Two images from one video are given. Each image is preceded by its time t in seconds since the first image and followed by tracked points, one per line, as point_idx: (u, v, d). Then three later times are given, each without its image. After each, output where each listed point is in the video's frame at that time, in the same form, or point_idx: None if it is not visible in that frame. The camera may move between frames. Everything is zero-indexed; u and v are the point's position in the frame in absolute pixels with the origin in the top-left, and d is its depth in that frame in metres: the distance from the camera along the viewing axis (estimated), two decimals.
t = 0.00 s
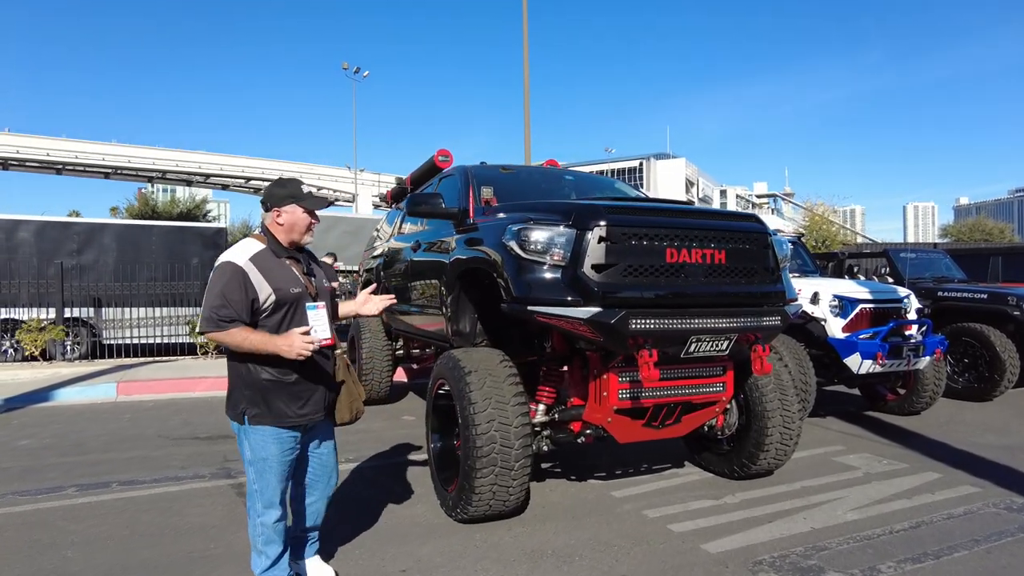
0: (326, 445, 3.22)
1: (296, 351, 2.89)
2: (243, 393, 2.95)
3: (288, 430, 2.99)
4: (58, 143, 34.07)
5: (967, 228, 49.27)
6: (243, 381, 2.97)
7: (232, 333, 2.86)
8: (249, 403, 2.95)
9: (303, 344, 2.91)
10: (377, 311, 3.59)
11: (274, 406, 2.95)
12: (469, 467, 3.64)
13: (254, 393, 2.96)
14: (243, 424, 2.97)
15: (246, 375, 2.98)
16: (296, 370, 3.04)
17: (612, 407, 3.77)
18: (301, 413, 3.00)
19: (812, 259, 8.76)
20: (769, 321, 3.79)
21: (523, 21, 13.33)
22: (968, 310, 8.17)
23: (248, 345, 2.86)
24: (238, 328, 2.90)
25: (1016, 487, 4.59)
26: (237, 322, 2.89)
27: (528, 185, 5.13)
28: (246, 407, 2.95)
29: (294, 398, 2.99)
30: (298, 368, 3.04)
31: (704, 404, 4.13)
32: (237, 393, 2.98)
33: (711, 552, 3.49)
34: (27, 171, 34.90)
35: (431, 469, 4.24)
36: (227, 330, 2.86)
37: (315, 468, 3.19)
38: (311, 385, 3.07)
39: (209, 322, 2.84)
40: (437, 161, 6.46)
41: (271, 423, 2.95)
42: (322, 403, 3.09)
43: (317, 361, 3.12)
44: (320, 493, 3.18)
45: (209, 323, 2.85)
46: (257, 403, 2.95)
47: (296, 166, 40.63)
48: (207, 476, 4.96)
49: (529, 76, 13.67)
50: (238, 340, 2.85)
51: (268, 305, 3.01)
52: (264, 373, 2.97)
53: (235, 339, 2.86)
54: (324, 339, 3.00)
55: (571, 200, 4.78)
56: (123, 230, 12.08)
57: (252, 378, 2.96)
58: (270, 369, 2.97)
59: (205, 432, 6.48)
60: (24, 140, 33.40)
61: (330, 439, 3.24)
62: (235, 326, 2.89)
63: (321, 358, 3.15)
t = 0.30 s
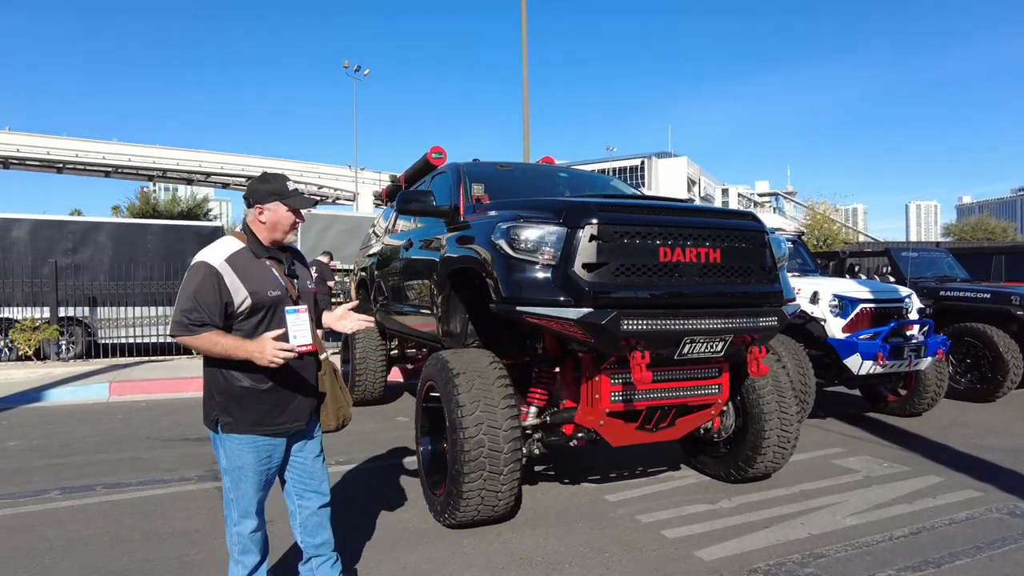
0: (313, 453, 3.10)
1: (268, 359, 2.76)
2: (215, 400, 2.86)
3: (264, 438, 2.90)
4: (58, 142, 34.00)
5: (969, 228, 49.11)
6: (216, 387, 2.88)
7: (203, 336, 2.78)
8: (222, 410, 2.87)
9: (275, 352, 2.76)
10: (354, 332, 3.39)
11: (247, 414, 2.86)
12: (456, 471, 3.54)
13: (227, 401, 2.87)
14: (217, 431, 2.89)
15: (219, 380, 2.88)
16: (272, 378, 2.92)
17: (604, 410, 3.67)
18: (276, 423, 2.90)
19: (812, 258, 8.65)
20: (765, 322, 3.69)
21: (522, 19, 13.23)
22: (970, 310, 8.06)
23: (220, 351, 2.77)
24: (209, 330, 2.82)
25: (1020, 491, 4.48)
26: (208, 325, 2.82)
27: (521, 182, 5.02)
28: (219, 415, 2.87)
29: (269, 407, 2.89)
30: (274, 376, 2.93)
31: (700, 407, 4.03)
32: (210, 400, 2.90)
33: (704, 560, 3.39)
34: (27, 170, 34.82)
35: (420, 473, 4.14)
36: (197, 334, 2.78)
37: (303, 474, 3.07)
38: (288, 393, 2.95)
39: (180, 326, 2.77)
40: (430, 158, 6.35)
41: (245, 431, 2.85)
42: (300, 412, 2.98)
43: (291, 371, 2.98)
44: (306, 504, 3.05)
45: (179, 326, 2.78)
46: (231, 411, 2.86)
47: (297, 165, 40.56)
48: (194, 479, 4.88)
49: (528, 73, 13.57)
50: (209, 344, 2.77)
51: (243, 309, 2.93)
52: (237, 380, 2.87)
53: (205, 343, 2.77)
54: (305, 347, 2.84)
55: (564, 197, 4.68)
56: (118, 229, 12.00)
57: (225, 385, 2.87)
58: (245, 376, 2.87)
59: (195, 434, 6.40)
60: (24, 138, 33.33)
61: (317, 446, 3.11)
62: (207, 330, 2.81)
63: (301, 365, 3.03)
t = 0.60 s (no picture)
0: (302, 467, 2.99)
1: (246, 361, 2.67)
2: (199, 402, 2.80)
3: (246, 445, 2.82)
4: (58, 142, 33.99)
5: (972, 227, 48.93)
6: (202, 389, 2.82)
7: (183, 334, 2.70)
8: (205, 414, 2.80)
9: (254, 355, 2.66)
10: (350, 338, 3.27)
11: (231, 417, 2.79)
12: (441, 475, 3.47)
13: (211, 404, 2.80)
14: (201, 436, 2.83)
15: (205, 382, 2.81)
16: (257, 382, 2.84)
17: (594, 413, 3.59)
18: (261, 428, 2.82)
19: (810, 257, 8.57)
20: (758, 322, 3.60)
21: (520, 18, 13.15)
22: (970, 310, 7.97)
23: (199, 350, 2.70)
24: (190, 328, 2.74)
25: (1021, 495, 4.39)
26: (189, 322, 2.73)
27: (512, 180, 4.94)
28: (204, 418, 2.80)
29: (254, 412, 2.80)
30: (261, 380, 2.85)
31: (692, 409, 3.94)
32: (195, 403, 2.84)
33: (696, 567, 3.31)
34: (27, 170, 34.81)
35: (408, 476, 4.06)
36: (178, 331, 2.70)
37: (291, 485, 2.97)
38: (274, 399, 2.87)
39: (161, 322, 2.69)
40: (422, 156, 6.27)
41: (228, 436, 2.78)
42: (285, 418, 2.88)
43: (281, 375, 2.89)
44: (292, 519, 2.93)
45: (162, 322, 2.72)
46: (215, 414, 2.79)
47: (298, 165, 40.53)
48: (180, 481, 4.80)
49: (526, 71, 13.48)
50: (190, 343, 2.70)
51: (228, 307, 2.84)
52: (223, 382, 2.80)
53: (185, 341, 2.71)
54: (294, 349, 2.81)
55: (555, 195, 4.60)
56: (114, 228, 11.95)
57: (211, 387, 2.80)
58: (230, 379, 2.80)
59: (185, 435, 6.32)
60: (24, 138, 33.33)
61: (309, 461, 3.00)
62: (189, 327, 2.74)
63: (290, 370, 2.93)
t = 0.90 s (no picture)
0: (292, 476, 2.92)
1: (231, 358, 2.61)
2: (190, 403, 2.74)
3: (235, 447, 2.74)
4: (63, 144, 34.17)
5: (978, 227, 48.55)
6: (192, 388, 2.76)
7: (170, 329, 2.64)
8: (195, 414, 2.74)
9: (239, 350, 2.61)
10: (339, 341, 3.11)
11: (221, 417, 2.72)
12: (416, 479, 3.41)
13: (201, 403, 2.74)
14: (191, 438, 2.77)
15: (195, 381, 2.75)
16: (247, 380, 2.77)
17: (572, 416, 3.53)
18: (251, 428, 2.74)
19: (807, 257, 8.48)
20: (739, 324, 3.53)
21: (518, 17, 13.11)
22: (970, 310, 7.86)
23: (186, 346, 2.63)
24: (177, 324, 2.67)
25: (1014, 500, 4.29)
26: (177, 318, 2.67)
27: (497, 179, 4.88)
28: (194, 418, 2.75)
29: (243, 411, 2.73)
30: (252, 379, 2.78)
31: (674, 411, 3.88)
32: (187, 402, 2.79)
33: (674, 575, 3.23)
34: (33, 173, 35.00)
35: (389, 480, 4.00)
36: (166, 327, 2.64)
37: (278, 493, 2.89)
38: (264, 398, 2.79)
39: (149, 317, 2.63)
40: (410, 156, 6.21)
41: (215, 437, 2.71)
42: (275, 418, 2.80)
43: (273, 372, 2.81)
44: (276, 528, 2.86)
45: (152, 317, 2.66)
46: (204, 414, 2.73)
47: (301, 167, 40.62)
48: (161, 484, 4.76)
49: (524, 71, 13.46)
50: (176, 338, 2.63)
51: (217, 303, 2.76)
52: (211, 380, 2.73)
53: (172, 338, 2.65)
54: (283, 347, 2.75)
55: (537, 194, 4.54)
56: (110, 230, 12.00)
57: (201, 386, 2.74)
58: (219, 377, 2.73)
59: (173, 437, 6.29)
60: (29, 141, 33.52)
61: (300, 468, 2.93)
62: (177, 323, 2.67)
63: (281, 367, 2.84)
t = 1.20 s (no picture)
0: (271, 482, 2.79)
1: (219, 367, 2.43)
2: (171, 408, 2.55)
3: (221, 454, 2.56)
4: (67, 147, 34.35)
5: (985, 226, 48.23)
6: (174, 392, 2.56)
7: (153, 334, 2.42)
8: (177, 420, 2.55)
9: (229, 359, 2.43)
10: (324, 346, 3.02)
11: (204, 422, 2.53)
12: (391, 486, 3.34)
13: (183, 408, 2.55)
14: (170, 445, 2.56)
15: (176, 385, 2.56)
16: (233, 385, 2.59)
17: (552, 420, 3.46)
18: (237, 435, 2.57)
19: (804, 257, 8.39)
20: (721, 326, 3.46)
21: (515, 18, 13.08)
22: (969, 310, 7.75)
23: (170, 353, 2.42)
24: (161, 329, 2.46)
25: (1010, 505, 4.20)
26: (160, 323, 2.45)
27: (482, 179, 4.82)
28: (174, 423, 2.56)
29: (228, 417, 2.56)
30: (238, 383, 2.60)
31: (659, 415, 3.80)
32: (167, 408, 2.58)
33: None
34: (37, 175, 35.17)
35: (369, 485, 3.93)
36: (149, 332, 2.42)
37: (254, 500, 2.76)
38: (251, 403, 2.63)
39: (129, 322, 2.41)
40: (399, 156, 6.15)
41: (198, 444, 2.53)
42: (262, 425, 2.65)
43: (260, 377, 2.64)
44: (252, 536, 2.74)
45: (130, 321, 2.43)
46: (186, 419, 2.54)
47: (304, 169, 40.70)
48: (144, 488, 4.72)
49: (521, 72, 13.43)
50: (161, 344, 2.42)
51: (201, 307, 2.55)
52: (196, 384, 2.54)
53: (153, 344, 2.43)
54: (273, 351, 2.58)
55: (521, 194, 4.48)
56: (108, 232, 12.03)
57: (183, 390, 2.55)
58: (204, 381, 2.55)
59: (162, 440, 6.25)
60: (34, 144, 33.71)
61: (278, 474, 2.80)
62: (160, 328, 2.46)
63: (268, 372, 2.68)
